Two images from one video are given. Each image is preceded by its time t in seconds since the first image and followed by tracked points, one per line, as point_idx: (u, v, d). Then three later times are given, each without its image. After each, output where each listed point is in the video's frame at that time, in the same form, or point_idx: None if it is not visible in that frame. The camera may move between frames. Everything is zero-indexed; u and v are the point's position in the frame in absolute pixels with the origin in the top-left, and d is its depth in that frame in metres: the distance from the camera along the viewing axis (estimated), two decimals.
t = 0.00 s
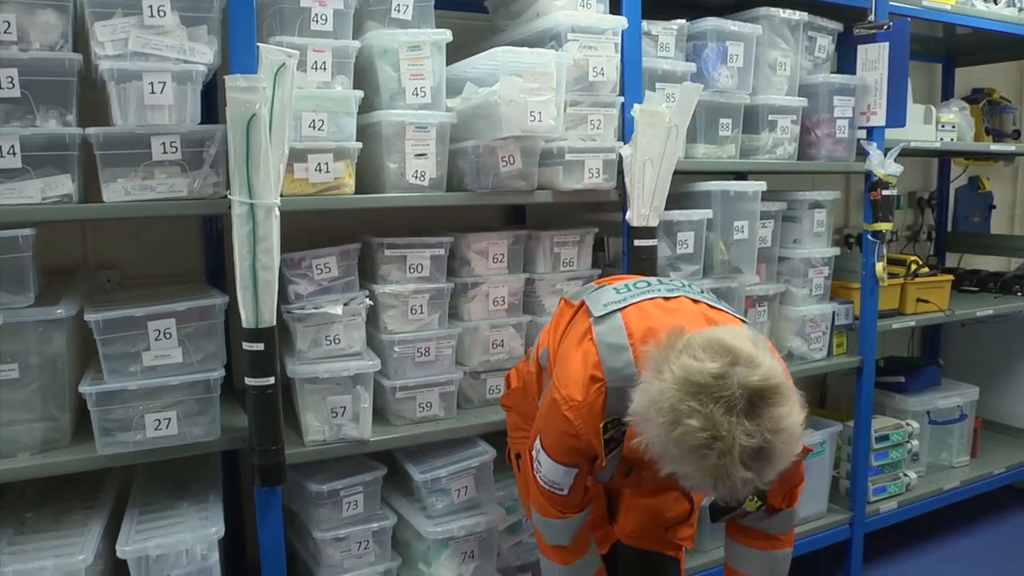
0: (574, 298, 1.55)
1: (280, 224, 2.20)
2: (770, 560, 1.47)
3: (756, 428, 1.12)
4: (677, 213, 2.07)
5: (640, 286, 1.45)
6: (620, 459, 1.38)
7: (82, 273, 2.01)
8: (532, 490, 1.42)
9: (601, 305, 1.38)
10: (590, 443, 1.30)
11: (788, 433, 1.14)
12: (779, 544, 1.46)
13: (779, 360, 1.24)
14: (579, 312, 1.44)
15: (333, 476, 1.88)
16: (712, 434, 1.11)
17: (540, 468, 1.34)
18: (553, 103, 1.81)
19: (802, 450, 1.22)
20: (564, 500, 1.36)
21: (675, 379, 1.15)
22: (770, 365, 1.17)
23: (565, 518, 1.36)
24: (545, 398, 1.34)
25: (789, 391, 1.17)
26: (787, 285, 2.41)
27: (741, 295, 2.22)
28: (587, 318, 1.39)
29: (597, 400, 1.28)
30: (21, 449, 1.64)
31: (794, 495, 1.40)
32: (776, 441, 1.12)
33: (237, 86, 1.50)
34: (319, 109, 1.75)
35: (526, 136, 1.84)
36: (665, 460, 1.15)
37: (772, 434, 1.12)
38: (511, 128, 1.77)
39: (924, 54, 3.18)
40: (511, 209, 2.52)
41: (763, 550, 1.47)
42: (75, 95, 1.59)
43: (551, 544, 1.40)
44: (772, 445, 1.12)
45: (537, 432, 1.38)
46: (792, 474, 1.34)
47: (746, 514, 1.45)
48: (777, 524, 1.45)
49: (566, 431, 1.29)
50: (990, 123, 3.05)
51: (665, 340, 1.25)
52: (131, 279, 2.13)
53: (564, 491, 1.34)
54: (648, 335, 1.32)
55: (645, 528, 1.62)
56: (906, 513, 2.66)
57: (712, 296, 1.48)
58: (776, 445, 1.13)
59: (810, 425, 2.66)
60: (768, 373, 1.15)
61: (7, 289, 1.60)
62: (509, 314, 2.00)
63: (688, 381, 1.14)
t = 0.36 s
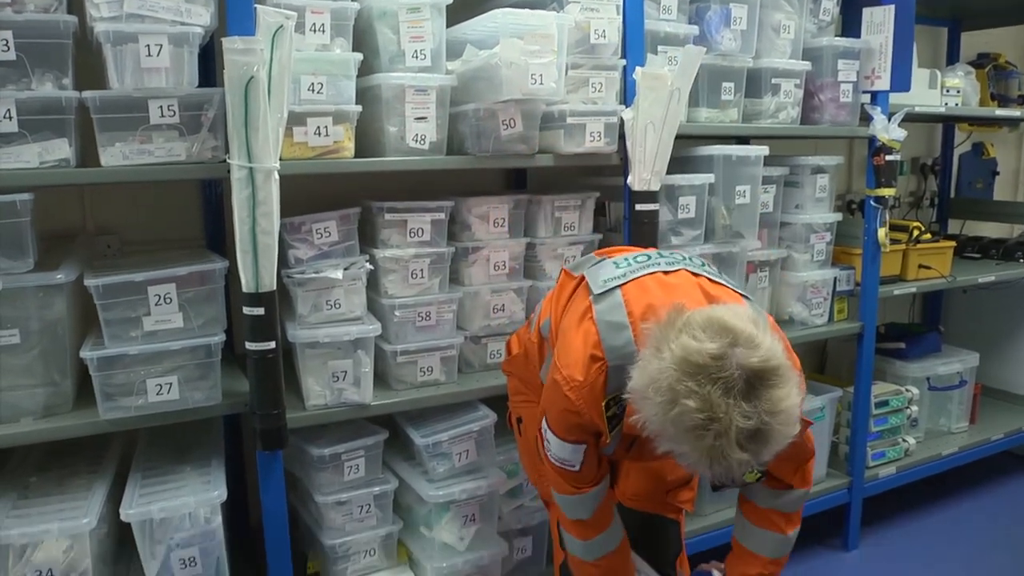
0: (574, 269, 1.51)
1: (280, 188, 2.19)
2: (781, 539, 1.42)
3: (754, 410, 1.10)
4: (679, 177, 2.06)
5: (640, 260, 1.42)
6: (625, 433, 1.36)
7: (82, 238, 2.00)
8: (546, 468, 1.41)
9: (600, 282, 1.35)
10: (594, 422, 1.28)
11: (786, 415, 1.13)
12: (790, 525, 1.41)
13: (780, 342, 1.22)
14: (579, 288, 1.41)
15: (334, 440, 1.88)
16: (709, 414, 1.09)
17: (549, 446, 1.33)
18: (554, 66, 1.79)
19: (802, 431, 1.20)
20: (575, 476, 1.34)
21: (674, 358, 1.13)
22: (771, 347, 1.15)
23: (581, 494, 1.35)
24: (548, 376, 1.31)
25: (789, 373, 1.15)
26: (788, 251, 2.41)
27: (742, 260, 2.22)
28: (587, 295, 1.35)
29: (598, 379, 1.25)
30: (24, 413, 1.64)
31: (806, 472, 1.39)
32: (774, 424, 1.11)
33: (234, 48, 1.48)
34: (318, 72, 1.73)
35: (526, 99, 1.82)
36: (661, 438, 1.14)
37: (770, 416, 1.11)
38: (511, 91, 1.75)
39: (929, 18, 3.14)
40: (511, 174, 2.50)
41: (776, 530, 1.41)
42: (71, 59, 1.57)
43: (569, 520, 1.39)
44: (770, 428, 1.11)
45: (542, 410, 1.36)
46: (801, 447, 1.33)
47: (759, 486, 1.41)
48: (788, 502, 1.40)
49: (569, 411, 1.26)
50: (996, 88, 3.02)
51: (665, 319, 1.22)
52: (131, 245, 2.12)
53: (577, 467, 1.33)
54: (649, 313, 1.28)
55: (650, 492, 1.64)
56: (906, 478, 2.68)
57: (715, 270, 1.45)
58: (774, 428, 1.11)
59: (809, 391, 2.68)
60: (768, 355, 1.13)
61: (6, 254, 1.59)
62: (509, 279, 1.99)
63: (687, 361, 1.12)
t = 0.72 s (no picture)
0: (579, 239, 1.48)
1: (283, 154, 2.19)
2: (785, 514, 1.42)
3: (759, 393, 1.10)
4: (683, 143, 2.05)
5: (647, 233, 1.37)
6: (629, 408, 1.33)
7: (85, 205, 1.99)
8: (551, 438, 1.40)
9: (604, 258, 1.30)
10: (599, 398, 1.26)
11: (790, 397, 1.13)
12: (794, 500, 1.41)
13: (785, 323, 1.21)
14: (584, 261, 1.37)
15: (339, 406, 1.89)
16: (714, 397, 1.09)
17: (553, 418, 1.32)
18: (559, 30, 1.77)
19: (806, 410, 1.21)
20: (578, 447, 1.33)
21: (679, 340, 1.12)
22: (777, 329, 1.14)
23: (583, 465, 1.34)
24: (552, 351, 1.29)
25: (793, 354, 1.15)
26: (793, 218, 2.40)
27: (747, 227, 2.22)
28: (592, 270, 1.31)
29: (602, 357, 1.22)
30: (30, 380, 1.65)
31: (812, 448, 1.37)
32: (778, 406, 1.11)
33: (235, 12, 1.47)
34: (321, 36, 1.71)
35: (531, 63, 1.80)
36: (666, 419, 1.14)
37: (775, 399, 1.11)
38: (516, 56, 1.74)
39: None
40: (515, 140, 2.49)
41: (781, 505, 1.42)
42: (70, 23, 1.55)
43: (573, 488, 1.38)
44: (774, 410, 1.11)
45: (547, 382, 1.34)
46: (809, 420, 1.33)
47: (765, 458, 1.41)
48: (794, 476, 1.40)
49: (573, 387, 1.25)
50: (1005, 56, 2.99)
51: (671, 299, 1.19)
52: (134, 213, 2.12)
53: (579, 438, 1.31)
54: (654, 290, 1.25)
55: (653, 456, 1.65)
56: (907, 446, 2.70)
57: (722, 246, 1.41)
58: (778, 410, 1.12)
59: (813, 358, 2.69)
60: (774, 337, 1.12)
61: (9, 221, 1.58)
62: (514, 245, 1.99)
63: (692, 342, 1.11)
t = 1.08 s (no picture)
0: (586, 215, 1.46)
1: (288, 122, 2.18)
2: (785, 495, 1.41)
3: (766, 365, 1.09)
4: (691, 112, 2.04)
5: (655, 210, 1.34)
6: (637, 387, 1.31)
7: (90, 175, 1.98)
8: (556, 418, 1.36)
9: (613, 236, 1.28)
10: (608, 377, 1.23)
11: (797, 371, 1.12)
12: (794, 481, 1.39)
13: (791, 297, 1.20)
14: (593, 238, 1.34)
15: (345, 376, 1.89)
16: (721, 369, 1.08)
17: (561, 398, 1.28)
18: None
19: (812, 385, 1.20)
20: (586, 428, 1.29)
21: (685, 313, 1.11)
22: (783, 302, 1.13)
23: (590, 446, 1.31)
24: (561, 330, 1.26)
25: (799, 328, 1.14)
26: (801, 189, 2.40)
27: (755, 197, 2.20)
28: (601, 248, 1.29)
29: (613, 336, 1.20)
30: (37, 349, 1.65)
31: (812, 430, 1.35)
32: (785, 379, 1.11)
33: None
34: (325, 3, 1.68)
35: (538, 31, 1.79)
36: (672, 393, 1.13)
37: (781, 371, 1.10)
38: (523, 24, 1.73)
39: None
40: (520, 109, 2.48)
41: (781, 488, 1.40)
42: None
43: (577, 471, 1.34)
44: (781, 383, 1.10)
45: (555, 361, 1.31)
46: (811, 404, 1.30)
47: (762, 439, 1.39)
48: (792, 459, 1.38)
49: (583, 366, 1.21)
50: (1017, 25, 2.95)
51: (678, 274, 1.18)
52: (139, 183, 2.11)
53: (587, 419, 1.28)
54: (662, 267, 1.23)
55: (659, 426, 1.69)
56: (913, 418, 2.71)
57: (730, 223, 1.38)
58: (784, 383, 1.11)
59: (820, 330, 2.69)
60: (780, 310, 1.12)
61: (14, 190, 1.57)
62: (520, 215, 1.99)
63: (698, 315, 1.10)
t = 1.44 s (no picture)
0: (591, 208, 1.44)
1: (291, 109, 2.18)
2: (806, 475, 1.39)
3: (783, 371, 1.09)
4: (696, 99, 2.03)
5: (666, 205, 1.33)
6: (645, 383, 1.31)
7: (93, 162, 1.98)
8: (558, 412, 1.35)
9: (624, 235, 1.26)
10: (618, 376, 1.22)
11: (813, 375, 1.12)
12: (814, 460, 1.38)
13: (806, 299, 1.20)
14: (603, 234, 1.33)
15: (349, 363, 1.89)
16: (738, 376, 1.08)
17: (569, 395, 1.27)
18: None
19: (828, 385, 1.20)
20: (593, 424, 1.28)
21: (701, 319, 1.10)
22: (799, 306, 1.13)
23: (593, 441, 1.29)
24: (572, 327, 1.25)
25: (815, 332, 1.14)
26: (806, 176, 2.40)
27: (759, 185, 2.20)
28: (612, 246, 1.28)
29: (625, 335, 1.19)
30: (42, 337, 1.64)
31: (826, 408, 1.33)
32: (801, 384, 1.11)
33: None
34: None
35: (542, 17, 1.78)
36: (688, 396, 1.13)
37: (798, 376, 1.10)
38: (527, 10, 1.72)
39: None
40: (524, 96, 2.47)
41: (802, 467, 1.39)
42: None
43: (580, 465, 1.33)
44: (797, 388, 1.11)
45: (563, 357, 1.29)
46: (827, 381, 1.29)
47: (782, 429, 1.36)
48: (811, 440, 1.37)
49: (595, 365, 1.20)
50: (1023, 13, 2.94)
51: (692, 276, 1.17)
52: (142, 170, 2.11)
53: (595, 415, 1.27)
54: (676, 268, 1.22)
55: (663, 414, 1.68)
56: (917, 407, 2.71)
57: (740, 219, 1.37)
58: (801, 388, 1.11)
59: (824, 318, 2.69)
60: (796, 315, 1.11)
61: (17, 177, 1.56)
62: (524, 202, 1.98)
63: (715, 321, 1.09)
